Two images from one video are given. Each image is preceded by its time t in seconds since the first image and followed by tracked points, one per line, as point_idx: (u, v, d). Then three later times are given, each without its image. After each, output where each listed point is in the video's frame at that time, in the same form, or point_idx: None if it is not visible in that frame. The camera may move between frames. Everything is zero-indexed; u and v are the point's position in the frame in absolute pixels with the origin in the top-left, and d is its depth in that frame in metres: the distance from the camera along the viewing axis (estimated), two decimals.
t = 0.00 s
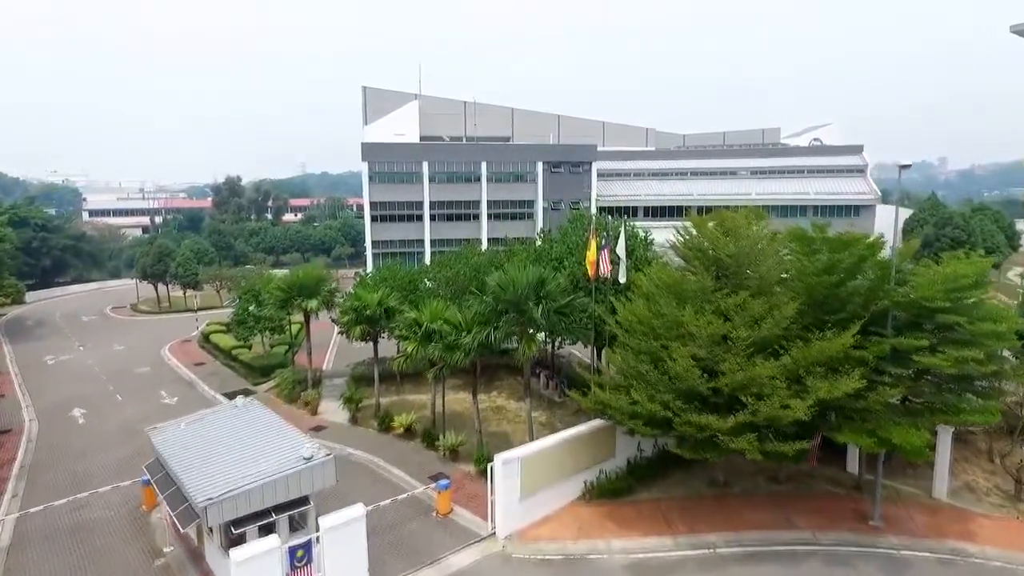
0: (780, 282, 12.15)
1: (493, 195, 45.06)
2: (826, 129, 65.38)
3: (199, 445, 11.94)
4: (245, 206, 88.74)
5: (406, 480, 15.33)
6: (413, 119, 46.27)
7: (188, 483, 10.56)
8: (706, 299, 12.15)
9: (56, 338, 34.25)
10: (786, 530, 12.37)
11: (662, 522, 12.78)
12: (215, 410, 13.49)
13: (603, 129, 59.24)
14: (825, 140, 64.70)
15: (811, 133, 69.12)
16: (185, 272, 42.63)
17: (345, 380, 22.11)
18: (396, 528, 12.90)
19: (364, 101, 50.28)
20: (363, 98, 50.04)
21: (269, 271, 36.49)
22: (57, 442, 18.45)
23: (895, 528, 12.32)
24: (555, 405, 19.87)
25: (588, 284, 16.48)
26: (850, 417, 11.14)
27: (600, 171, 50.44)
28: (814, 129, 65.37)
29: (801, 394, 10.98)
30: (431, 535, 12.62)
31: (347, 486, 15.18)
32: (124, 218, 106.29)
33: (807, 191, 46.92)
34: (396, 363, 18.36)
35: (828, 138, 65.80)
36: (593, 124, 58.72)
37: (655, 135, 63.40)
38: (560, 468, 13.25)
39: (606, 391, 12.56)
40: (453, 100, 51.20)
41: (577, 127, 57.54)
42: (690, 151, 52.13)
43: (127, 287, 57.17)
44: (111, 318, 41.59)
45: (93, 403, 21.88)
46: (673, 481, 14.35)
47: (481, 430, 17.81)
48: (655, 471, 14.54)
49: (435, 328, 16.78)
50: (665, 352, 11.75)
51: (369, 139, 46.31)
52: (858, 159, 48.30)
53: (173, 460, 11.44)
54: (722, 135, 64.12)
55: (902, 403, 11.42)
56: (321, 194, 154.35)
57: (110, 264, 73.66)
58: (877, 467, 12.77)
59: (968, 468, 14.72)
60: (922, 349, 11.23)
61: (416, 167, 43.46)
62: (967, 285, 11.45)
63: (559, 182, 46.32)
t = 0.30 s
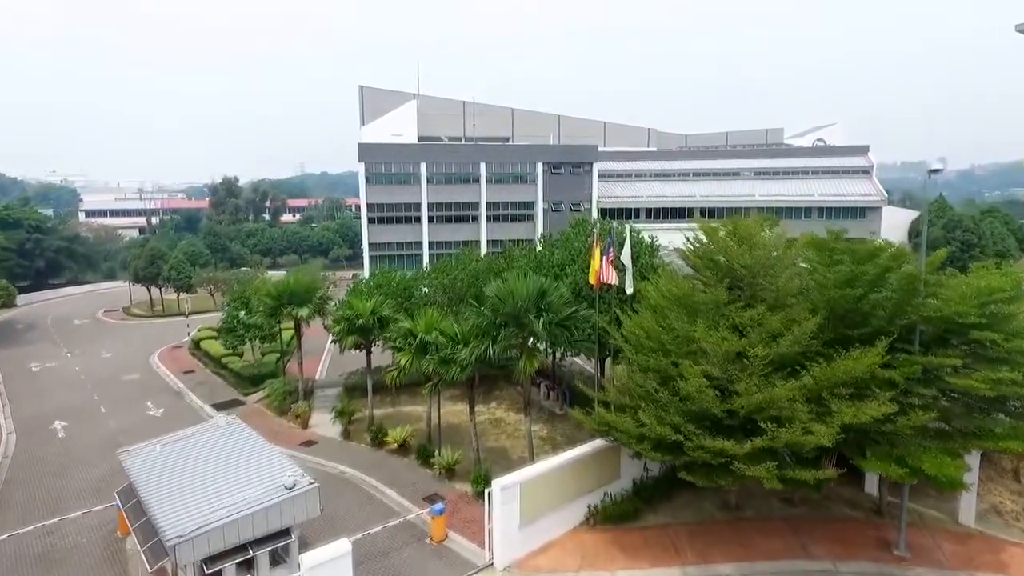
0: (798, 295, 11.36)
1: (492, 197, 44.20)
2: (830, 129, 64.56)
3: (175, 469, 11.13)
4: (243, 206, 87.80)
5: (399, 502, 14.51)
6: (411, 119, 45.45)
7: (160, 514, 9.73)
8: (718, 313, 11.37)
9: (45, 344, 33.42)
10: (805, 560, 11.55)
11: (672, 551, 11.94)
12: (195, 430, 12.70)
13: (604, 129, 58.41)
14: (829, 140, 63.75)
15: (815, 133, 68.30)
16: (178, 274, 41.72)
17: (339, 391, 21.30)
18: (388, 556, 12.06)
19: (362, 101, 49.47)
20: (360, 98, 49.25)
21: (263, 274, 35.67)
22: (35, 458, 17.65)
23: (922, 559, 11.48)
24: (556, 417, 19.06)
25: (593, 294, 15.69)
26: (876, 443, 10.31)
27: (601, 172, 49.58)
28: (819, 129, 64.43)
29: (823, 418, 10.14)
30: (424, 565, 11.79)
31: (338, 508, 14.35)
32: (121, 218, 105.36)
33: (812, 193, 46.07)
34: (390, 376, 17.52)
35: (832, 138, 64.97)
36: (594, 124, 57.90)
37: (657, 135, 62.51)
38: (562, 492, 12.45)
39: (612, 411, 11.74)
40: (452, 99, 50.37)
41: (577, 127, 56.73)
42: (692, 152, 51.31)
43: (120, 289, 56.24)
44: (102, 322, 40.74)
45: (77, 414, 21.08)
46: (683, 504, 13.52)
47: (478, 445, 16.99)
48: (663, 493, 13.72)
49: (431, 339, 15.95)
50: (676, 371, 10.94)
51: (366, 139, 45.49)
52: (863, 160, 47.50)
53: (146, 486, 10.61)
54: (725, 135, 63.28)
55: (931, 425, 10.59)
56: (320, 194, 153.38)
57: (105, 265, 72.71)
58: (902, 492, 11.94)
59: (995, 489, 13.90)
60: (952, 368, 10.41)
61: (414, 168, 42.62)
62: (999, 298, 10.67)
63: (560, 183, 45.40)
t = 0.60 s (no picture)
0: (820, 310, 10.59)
1: (492, 199, 43.46)
2: (834, 129, 63.77)
3: (152, 494, 10.40)
4: (240, 207, 86.94)
5: (394, 523, 13.77)
6: (409, 119, 44.72)
7: (132, 546, 8.99)
8: (732, 328, 10.68)
9: (34, 350, 32.65)
10: None
11: None
12: (177, 450, 11.99)
13: (605, 129, 57.63)
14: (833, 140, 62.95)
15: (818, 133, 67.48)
16: (172, 277, 40.95)
17: (333, 401, 20.56)
18: None
19: (359, 101, 48.73)
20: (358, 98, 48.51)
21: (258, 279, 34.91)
22: (16, 473, 16.98)
23: None
24: (557, 430, 18.32)
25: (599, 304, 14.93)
26: (904, 469, 9.57)
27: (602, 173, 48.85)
28: (822, 129, 63.62)
29: (847, 441, 9.42)
30: None
31: (329, 530, 13.62)
32: (118, 219, 104.41)
33: (817, 194, 45.32)
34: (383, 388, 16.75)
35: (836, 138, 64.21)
36: (595, 124, 57.13)
37: (659, 136, 61.71)
38: (566, 516, 11.74)
39: (619, 431, 11.00)
40: (451, 100, 49.61)
41: (578, 127, 55.96)
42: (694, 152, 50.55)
43: (115, 292, 55.41)
44: (95, 326, 39.98)
45: (61, 426, 20.35)
46: (693, 527, 12.76)
47: (477, 460, 16.27)
48: (672, 515, 12.97)
49: (427, 350, 15.21)
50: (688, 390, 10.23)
51: (363, 140, 44.74)
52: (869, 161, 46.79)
53: (119, 513, 9.87)
54: (727, 135, 62.51)
55: (963, 450, 9.84)
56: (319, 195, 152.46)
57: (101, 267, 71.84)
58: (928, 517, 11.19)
59: (1021, 509, 13.20)
60: (987, 387, 9.66)
61: (413, 170, 41.88)
62: None
63: (561, 183, 44.66)
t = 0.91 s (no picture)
0: (848, 328, 9.70)
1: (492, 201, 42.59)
2: (838, 130, 62.82)
3: (119, 529, 9.56)
4: (237, 208, 85.92)
5: (386, 552, 12.89)
6: (407, 120, 43.86)
7: None
8: (753, 348, 9.80)
9: (21, 357, 31.74)
10: None
11: None
12: (152, 476, 11.17)
13: (606, 130, 56.69)
14: (837, 141, 62.07)
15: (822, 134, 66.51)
16: (164, 281, 40.13)
17: (325, 414, 19.70)
18: None
19: (357, 101, 47.84)
20: (355, 98, 47.62)
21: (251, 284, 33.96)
22: None
23: None
24: (560, 446, 17.47)
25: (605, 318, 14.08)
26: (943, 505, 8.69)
27: (604, 174, 47.96)
28: (826, 129, 62.72)
29: (881, 476, 8.53)
30: None
31: (316, 560, 12.75)
32: (114, 220, 103.37)
33: (822, 196, 44.44)
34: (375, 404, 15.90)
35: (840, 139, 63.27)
36: (596, 125, 56.21)
37: (660, 136, 60.79)
38: (570, 549, 10.88)
39: (629, 460, 10.11)
40: (450, 100, 48.71)
41: (579, 128, 55.03)
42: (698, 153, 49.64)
43: (109, 295, 54.49)
44: (85, 331, 39.06)
45: (42, 440, 19.49)
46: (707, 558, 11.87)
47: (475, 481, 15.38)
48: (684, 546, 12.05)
49: (422, 366, 14.36)
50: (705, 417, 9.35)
51: (360, 141, 43.85)
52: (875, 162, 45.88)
53: (81, 551, 9.04)
54: (730, 136, 61.58)
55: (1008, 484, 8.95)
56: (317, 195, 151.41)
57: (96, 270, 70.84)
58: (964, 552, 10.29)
59: None
60: None
61: (411, 171, 41.01)
62: None
63: (562, 185, 43.80)
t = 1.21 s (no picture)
0: (878, 350, 8.88)
1: (492, 203, 41.75)
2: (842, 131, 61.94)
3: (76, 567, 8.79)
4: (235, 210, 84.95)
5: None
6: (405, 121, 43.05)
7: None
8: (772, 372, 9.02)
9: (8, 365, 30.89)
10: None
11: None
12: (121, 506, 10.38)
13: (607, 130, 55.83)
14: (841, 141, 61.20)
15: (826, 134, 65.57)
16: (157, 285, 38.94)
17: (317, 428, 18.91)
18: None
19: (354, 102, 47.05)
20: (352, 99, 46.83)
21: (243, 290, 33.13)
22: None
23: None
24: (561, 463, 16.68)
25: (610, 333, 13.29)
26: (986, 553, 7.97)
27: (605, 176, 47.14)
28: (829, 130, 61.82)
29: (918, 518, 7.73)
30: None
31: None
32: (112, 221, 102.51)
33: (828, 199, 43.63)
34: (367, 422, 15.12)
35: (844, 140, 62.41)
36: (597, 126, 55.37)
37: (662, 137, 59.87)
38: None
39: (638, 494, 9.32)
40: (449, 100, 47.89)
41: (579, 128, 54.21)
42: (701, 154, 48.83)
43: (102, 299, 53.59)
44: (76, 337, 38.12)
45: (21, 457, 18.70)
46: None
47: (472, 504, 14.62)
48: None
49: (415, 384, 13.57)
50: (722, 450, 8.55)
51: (358, 142, 43.03)
52: (881, 164, 45.07)
53: None
54: (733, 137, 60.73)
55: None
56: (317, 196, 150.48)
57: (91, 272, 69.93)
58: None
59: None
60: None
61: (408, 173, 40.20)
62: None
63: (563, 188, 43.01)
